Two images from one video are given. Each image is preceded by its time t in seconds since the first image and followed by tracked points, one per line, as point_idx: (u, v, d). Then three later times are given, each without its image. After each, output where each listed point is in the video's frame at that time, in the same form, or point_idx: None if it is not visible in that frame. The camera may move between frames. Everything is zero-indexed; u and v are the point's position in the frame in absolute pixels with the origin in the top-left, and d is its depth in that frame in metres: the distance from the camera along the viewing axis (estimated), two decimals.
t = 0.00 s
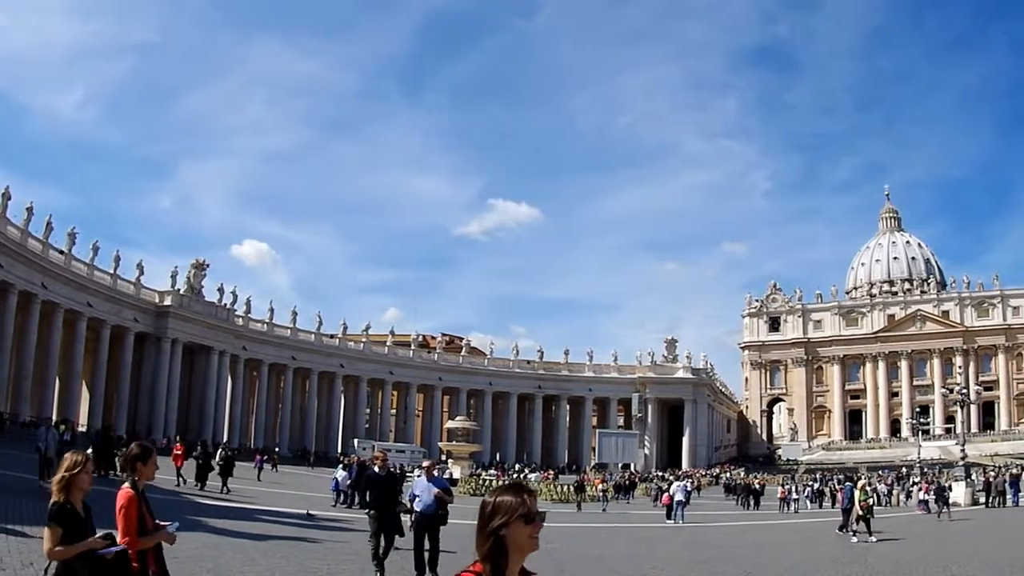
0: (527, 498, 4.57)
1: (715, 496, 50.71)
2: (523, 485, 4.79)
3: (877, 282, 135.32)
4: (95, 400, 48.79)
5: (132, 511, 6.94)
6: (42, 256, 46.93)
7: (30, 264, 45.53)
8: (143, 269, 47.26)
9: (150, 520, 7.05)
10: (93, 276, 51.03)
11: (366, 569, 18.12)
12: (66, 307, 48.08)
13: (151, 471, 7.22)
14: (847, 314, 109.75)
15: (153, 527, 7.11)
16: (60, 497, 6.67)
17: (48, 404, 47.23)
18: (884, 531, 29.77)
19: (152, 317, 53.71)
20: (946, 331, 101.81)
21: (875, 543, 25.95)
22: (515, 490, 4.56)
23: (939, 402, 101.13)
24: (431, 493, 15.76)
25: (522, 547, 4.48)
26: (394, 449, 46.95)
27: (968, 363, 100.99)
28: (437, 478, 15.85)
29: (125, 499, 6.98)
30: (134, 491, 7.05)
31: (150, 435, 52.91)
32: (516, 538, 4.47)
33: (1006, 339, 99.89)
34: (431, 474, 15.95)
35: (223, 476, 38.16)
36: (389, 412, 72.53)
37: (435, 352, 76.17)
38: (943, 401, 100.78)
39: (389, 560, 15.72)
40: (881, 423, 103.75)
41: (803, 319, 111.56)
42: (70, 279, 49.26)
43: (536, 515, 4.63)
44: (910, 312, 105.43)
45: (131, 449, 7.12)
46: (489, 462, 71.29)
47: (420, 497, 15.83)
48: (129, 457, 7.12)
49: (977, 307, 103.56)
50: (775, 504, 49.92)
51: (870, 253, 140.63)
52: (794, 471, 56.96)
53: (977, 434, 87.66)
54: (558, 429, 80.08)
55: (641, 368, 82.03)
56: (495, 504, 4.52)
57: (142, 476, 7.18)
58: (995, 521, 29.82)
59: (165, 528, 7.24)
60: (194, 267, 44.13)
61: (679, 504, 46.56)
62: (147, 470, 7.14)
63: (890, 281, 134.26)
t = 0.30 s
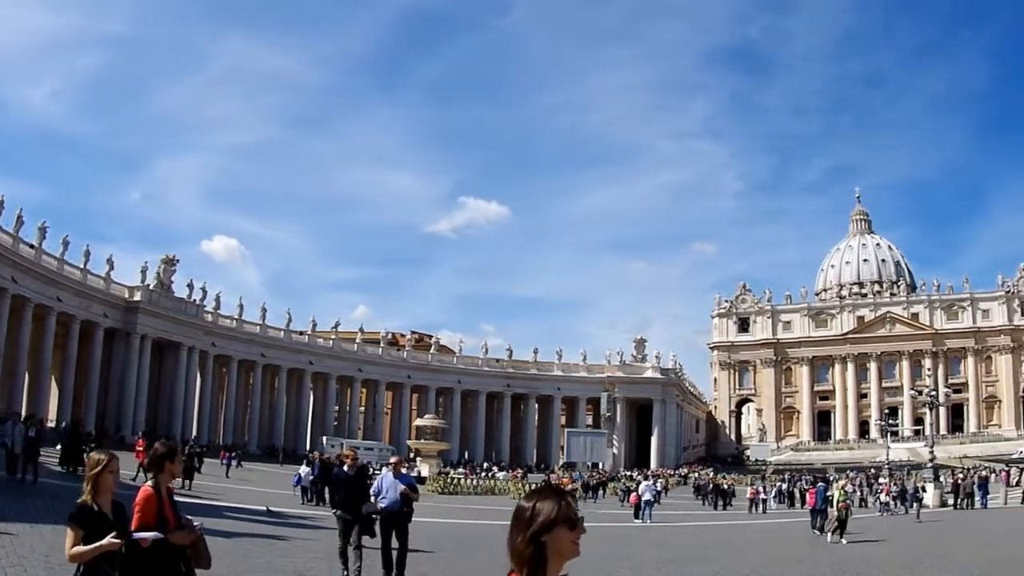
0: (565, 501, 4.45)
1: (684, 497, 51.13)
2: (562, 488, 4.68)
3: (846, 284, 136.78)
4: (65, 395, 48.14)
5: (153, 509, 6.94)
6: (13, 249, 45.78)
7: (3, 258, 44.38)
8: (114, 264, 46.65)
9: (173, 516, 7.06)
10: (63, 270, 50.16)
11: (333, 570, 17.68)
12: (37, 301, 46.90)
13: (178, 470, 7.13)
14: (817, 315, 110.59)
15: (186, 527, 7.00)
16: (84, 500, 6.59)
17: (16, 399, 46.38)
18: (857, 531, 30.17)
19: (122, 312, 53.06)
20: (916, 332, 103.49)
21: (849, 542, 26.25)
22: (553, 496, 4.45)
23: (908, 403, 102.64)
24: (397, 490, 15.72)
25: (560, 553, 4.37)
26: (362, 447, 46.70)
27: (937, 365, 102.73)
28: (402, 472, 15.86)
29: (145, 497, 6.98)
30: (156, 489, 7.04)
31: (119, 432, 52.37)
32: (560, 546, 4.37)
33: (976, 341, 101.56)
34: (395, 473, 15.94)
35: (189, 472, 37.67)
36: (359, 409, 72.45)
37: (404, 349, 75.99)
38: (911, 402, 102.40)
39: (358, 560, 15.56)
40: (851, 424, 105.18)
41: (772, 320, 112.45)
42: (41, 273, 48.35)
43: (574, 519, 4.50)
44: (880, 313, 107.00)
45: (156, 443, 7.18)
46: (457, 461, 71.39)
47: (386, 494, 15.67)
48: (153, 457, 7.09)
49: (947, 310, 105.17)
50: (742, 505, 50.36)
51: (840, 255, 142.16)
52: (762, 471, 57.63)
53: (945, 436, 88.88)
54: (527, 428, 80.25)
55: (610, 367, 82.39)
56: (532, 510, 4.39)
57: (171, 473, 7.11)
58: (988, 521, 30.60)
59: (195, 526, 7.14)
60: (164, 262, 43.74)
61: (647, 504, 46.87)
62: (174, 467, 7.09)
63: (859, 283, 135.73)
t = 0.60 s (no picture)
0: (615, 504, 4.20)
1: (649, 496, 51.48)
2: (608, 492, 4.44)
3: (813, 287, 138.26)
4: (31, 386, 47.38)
5: (178, 511, 6.66)
6: None
7: None
8: (81, 255, 45.96)
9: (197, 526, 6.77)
10: (30, 260, 49.33)
11: (294, 566, 17.39)
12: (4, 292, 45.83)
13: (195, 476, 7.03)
14: (782, 317, 112.06)
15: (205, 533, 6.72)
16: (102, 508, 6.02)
17: None
18: (825, 533, 30.61)
19: (88, 304, 52.34)
20: (882, 336, 105.01)
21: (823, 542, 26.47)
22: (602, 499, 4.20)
23: (873, 406, 104.11)
24: (362, 490, 15.74)
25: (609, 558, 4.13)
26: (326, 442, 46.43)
27: (902, 369, 104.26)
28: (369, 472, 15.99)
29: (170, 502, 6.71)
30: (180, 494, 6.78)
31: (83, 424, 51.71)
32: (611, 548, 4.12)
33: (941, 346, 103.18)
34: (362, 473, 16.01)
35: (153, 465, 37.23)
36: (323, 404, 72.12)
37: (370, 345, 75.68)
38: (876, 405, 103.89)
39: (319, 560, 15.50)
40: (815, 425, 106.44)
41: (738, 321, 113.43)
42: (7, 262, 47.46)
43: (622, 520, 4.27)
44: (846, 316, 108.43)
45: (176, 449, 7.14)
46: (420, 458, 71.33)
47: (350, 492, 15.77)
48: (173, 463, 6.99)
49: (912, 314, 107.00)
50: (707, 506, 50.81)
51: (807, 258, 143.70)
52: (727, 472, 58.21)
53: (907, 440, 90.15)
54: (492, 425, 80.35)
55: (574, 367, 82.70)
56: (579, 514, 4.13)
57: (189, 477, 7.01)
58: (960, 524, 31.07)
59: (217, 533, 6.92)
60: (130, 254, 43.25)
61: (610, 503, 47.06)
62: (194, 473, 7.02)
63: (826, 285, 137.27)
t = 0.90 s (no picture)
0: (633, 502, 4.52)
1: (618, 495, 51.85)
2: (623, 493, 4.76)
3: (781, 287, 139.61)
4: None
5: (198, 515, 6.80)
6: None
7: None
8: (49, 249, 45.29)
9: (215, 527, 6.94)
10: None
11: (259, 563, 17.29)
12: None
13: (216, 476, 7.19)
14: (749, 317, 113.02)
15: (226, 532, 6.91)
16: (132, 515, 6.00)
17: None
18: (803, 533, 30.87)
19: (56, 296, 51.64)
20: (850, 338, 106.50)
21: (796, 543, 26.69)
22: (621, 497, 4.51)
23: (840, 407, 105.46)
24: (333, 486, 15.68)
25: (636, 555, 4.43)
26: (293, 437, 46.25)
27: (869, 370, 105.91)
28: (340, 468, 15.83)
29: (187, 503, 6.87)
30: (198, 494, 6.94)
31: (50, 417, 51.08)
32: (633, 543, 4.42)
33: (909, 348, 104.77)
34: (333, 468, 15.88)
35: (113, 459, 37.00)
36: (290, 400, 71.79)
37: (337, 340, 75.37)
38: (844, 406, 105.26)
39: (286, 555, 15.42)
40: (782, 425, 107.61)
41: (705, 321, 114.22)
42: None
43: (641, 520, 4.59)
44: (814, 317, 109.67)
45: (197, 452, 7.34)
46: (386, 454, 71.31)
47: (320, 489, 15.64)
48: (194, 466, 7.13)
49: (880, 315, 108.29)
50: (674, 505, 51.23)
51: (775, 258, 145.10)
52: (692, 472, 58.80)
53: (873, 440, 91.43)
54: (458, 422, 80.41)
55: (541, 365, 82.97)
56: (601, 513, 4.45)
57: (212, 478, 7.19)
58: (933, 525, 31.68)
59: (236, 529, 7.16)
60: (98, 246, 42.77)
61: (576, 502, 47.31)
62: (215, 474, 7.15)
63: (794, 286, 138.61)
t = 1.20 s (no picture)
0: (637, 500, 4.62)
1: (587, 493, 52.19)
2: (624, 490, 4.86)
3: (751, 288, 140.78)
4: None
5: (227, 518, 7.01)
6: None
7: None
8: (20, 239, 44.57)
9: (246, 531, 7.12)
10: None
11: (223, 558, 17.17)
12: None
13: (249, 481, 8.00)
14: (719, 318, 113.82)
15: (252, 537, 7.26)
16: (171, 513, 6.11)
17: None
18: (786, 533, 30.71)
19: (27, 288, 50.98)
20: (820, 339, 107.93)
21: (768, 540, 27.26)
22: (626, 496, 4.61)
23: (809, 408, 106.81)
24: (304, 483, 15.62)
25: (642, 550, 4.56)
26: (262, 433, 46.00)
27: (838, 372, 107.41)
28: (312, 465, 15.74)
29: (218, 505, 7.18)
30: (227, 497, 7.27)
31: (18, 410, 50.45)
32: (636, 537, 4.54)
33: (877, 350, 106.39)
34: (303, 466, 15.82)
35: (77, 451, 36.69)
36: (259, 395, 71.39)
37: (306, 336, 75.03)
38: (813, 407, 106.71)
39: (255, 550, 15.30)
40: (751, 426, 108.70)
41: (675, 321, 114.86)
42: None
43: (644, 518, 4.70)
44: (784, 319, 110.84)
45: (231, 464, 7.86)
46: (355, 451, 71.23)
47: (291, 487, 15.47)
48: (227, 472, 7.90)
49: (850, 318, 109.51)
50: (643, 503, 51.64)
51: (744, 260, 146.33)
52: (660, 471, 59.30)
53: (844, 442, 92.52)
54: (427, 419, 80.40)
55: (511, 363, 83.22)
56: (607, 511, 4.57)
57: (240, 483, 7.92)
58: (904, 525, 32.29)
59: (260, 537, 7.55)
60: (69, 237, 42.26)
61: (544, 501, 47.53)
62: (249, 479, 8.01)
63: (763, 288, 139.82)
